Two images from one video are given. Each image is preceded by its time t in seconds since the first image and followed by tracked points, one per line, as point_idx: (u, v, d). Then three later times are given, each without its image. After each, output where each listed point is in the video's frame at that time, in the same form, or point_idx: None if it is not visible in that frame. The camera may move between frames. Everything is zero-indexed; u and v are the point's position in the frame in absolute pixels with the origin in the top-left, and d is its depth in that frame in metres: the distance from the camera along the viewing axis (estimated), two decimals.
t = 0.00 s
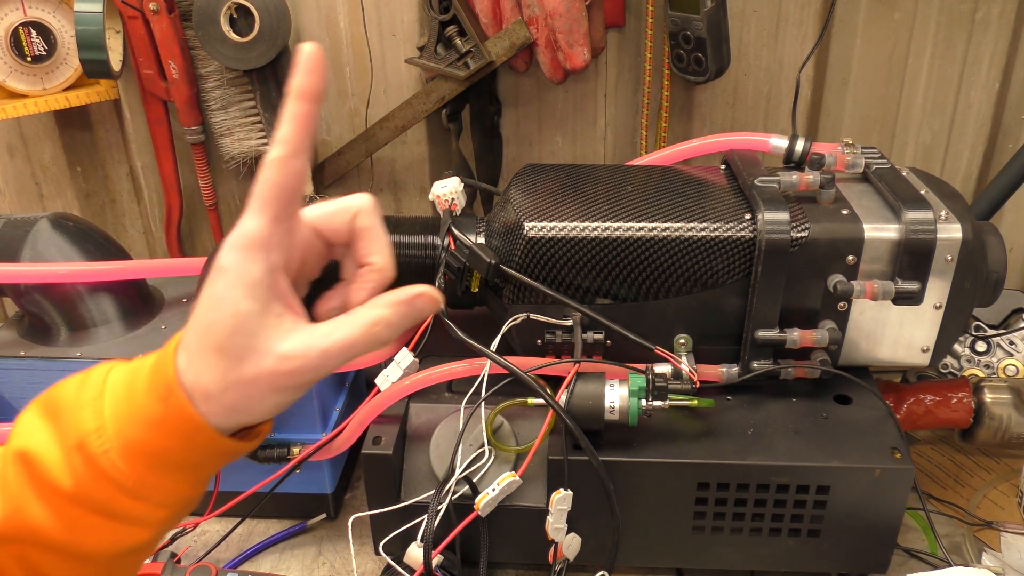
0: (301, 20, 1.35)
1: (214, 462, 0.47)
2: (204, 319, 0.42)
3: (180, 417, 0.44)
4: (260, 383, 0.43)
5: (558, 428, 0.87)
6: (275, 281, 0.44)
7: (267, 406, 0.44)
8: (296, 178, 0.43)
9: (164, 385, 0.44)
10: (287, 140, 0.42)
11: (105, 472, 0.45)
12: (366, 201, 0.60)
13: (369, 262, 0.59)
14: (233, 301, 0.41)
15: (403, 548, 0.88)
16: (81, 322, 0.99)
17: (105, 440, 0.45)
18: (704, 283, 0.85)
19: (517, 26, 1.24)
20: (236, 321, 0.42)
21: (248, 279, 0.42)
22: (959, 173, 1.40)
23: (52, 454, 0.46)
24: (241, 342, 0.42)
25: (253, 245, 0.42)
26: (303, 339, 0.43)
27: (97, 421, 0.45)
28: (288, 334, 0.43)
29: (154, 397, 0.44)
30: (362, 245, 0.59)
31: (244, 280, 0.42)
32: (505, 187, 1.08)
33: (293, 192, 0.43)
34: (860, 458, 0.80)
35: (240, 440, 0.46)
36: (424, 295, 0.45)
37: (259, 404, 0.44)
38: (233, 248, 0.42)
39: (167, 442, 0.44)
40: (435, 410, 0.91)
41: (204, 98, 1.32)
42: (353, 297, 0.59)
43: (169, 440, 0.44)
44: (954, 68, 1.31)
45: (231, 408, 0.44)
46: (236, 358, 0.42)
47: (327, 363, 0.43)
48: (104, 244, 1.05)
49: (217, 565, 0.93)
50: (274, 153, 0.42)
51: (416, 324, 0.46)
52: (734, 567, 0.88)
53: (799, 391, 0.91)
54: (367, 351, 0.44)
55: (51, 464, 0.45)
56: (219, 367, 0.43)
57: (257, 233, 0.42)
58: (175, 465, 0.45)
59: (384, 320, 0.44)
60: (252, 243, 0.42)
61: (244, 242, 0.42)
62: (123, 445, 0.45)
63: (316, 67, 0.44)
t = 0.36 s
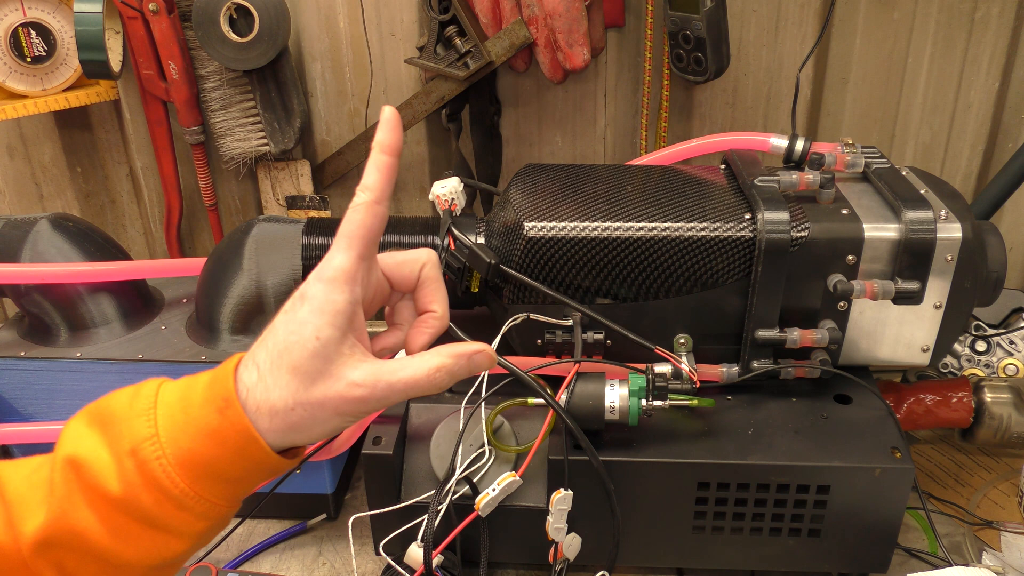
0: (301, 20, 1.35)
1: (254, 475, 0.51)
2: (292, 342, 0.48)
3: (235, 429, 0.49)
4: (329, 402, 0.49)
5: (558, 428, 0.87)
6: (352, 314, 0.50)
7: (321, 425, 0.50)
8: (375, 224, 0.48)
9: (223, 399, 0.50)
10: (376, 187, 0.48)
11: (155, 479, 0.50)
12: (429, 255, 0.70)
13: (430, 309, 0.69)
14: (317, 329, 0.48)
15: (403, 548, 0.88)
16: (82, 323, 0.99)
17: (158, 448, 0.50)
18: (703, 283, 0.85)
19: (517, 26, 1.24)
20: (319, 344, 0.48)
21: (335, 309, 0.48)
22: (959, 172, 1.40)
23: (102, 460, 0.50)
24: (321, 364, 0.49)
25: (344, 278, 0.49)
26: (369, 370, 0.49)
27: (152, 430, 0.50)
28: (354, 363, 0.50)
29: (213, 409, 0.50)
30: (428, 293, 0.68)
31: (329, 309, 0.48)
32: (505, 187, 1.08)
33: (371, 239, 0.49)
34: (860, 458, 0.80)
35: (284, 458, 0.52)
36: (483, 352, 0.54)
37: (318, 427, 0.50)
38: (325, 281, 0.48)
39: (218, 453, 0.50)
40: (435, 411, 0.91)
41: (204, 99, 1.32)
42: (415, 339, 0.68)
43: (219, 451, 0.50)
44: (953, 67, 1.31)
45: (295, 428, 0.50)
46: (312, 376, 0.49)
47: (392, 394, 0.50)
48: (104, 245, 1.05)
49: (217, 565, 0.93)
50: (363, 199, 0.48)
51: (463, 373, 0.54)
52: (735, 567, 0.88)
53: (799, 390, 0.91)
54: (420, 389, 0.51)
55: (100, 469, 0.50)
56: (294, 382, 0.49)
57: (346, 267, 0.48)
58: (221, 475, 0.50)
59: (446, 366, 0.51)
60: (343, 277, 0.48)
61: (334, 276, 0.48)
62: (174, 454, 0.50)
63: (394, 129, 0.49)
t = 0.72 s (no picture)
0: (301, 21, 1.35)
1: (249, 459, 0.51)
2: (282, 331, 0.48)
3: (228, 414, 0.49)
4: (318, 388, 0.49)
5: (558, 428, 0.87)
6: (341, 304, 0.50)
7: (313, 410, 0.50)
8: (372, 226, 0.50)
9: (217, 385, 0.49)
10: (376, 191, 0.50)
11: (150, 464, 0.49)
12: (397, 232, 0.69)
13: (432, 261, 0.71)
14: (307, 317, 0.48)
15: (403, 548, 0.88)
16: (82, 323, 0.99)
17: (152, 433, 0.49)
18: (703, 283, 0.85)
19: (517, 26, 1.24)
20: (309, 331, 0.48)
21: (326, 298, 0.49)
22: (959, 171, 1.40)
23: (98, 447, 0.50)
24: (311, 352, 0.49)
25: (336, 270, 0.49)
26: (357, 355, 0.49)
27: (146, 417, 0.50)
28: (343, 349, 0.50)
29: (207, 394, 0.50)
30: (417, 253, 0.70)
31: (318, 300, 0.49)
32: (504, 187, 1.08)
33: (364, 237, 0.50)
34: (860, 457, 0.80)
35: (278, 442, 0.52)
36: (466, 340, 0.53)
37: (310, 411, 0.50)
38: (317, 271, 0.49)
39: (213, 438, 0.49)
40: (435, 411, 0.91)
41: (204, 99, 1.32)
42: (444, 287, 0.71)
43: (213, 437, 0.49)
44: (953, 66, 1.31)
45: (288, 413, 0.49)
46: (302, 364, 0.48)
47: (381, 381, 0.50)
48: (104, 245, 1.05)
49: (218, 565, 0.93)
50: (364, 201, 0.50)
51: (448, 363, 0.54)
52: (735, 567, 0.88)
53: (799, 390, 0.91)
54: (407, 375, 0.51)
55: (97, 456, 0.50)
56: (285, 369, 0.48)
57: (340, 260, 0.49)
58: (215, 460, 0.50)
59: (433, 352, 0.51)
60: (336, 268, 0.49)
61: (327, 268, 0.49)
62: (169, 441, 0.49)
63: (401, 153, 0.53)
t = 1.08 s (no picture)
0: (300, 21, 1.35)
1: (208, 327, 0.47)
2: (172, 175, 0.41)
3: (164, 276, 0.44)
4: (237, 231, 0.43)
5: (558, 428, 0.87)
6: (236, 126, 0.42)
7: (247, 254, 0.44)
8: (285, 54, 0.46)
9: (143, 248, 0.44)
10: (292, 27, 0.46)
11: (94, 342, 0.45)
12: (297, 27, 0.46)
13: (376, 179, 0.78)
14: (190, 152, 0.40)
15: (404, 548, 0.88)
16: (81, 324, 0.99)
17: (92, 311, 0.45)
18: (703, 283, 0.85)
19: (516, 26, 1.24)
20: (203, 168, 0.41)
21: (204, 126, 0.40)
22: (959, 171, 1.40)
23: (44, 333, 0.46)
24: (215, 190, 0.42)
25: (207, 92, 0.40)
26: (269, 184, 0.42)
27: (84, 294, 0.46)
28: (257, 177, 0.42)
29: (137, 261, 0.45)
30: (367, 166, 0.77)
31: (195, 127, 0.40)
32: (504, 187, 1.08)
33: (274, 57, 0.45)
34: (860, 457, 0.80)
35: (231, 303, 0.47)
36: (388, 119, 0.40)
37: (245, 255, 0.44)
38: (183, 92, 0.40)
39: (153, 308, 0.45)
40: (435, 411, 0.91)
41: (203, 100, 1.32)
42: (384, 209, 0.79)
43: (153, 304, 0.45)
44: (953, 66, 1.31)
45: (216, 263, 0.44)
46: (209, 207, 0.42)
47: (304, 209, 0.43)
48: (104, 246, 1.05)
49: (218, 565, 0.93)
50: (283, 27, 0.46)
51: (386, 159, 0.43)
52: (736, 566, 0.88)
53: (799, 390, 0.91)
54: (330, 189, 0.42)
55: (44, 341, 0.46)
56: (195, 215, 0.42)
57: (201, 78, 0.39)
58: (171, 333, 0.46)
59: (350, 152, 0.40)
60: (200, 89, 0.40)
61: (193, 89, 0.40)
62: (108, 315, 0.45)
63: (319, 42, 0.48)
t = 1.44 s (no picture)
0: (300, 21, 1.35)
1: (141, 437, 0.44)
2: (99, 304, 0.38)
3: (97, 389, 0.42)
4: (151, 360, 0.39)
5: (558, 428, 0.87)
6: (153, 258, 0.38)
7: (167, 380, 0.40)
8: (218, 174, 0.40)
9: (85, 356, 0.42)
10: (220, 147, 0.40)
11: (26, 440, 0.43)
12: (220, 147, 0.40)
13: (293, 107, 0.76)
14: (108, 276, 0.37)
15: (405, 548, 0.88)
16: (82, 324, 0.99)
17: (29, 407, 0.43)
18: (703, 283, 0.85)
19: (516, 26, 1.24)
20: (117, 293, 0.37)
21: (120, 254, 0.37)
22: (959, 170, 1.40)
23: None
24: (127, 317, 0.38)
25: (133, 220, 0.37)
26: (176, 312, 0.37)
27: (24, 388, 0.44)
28: (164, 303, 0.38)
29: (77, 368, 0.42)
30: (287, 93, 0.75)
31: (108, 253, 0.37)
32: (504, 187, 1.08)
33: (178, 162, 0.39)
34: (860, 456, 0.80)
35: (170, 417, 0.44)
36: (281, 228, 0.38)
37: (168, 381, 0.41)
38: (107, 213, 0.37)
39: (89, 415, 0.42)
40: (435, 411, 0.91)
41: (203, 100, 1.32)
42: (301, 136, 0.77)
43: (84, 414, 0.42)
44: (953, 65, 1.31)
45: (141, 386, 0.41)
46: (122, 334, 0.38)
47: (216, 335, 0.39)
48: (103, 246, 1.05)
49: (218, 566, 0.93)
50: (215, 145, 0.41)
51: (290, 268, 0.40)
52: (736, 566, 0.87)
53: (800, 389, 0.91)
54: (236, 313, 0.38)
55: None
56: (114, 345, 0.39)
57: (127, 205, 0.37)
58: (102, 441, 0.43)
59: (248, 273, 0.37)
60: (125, 218, 0.37)
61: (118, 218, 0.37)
62: (44, 415, 0.43)
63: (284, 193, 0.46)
